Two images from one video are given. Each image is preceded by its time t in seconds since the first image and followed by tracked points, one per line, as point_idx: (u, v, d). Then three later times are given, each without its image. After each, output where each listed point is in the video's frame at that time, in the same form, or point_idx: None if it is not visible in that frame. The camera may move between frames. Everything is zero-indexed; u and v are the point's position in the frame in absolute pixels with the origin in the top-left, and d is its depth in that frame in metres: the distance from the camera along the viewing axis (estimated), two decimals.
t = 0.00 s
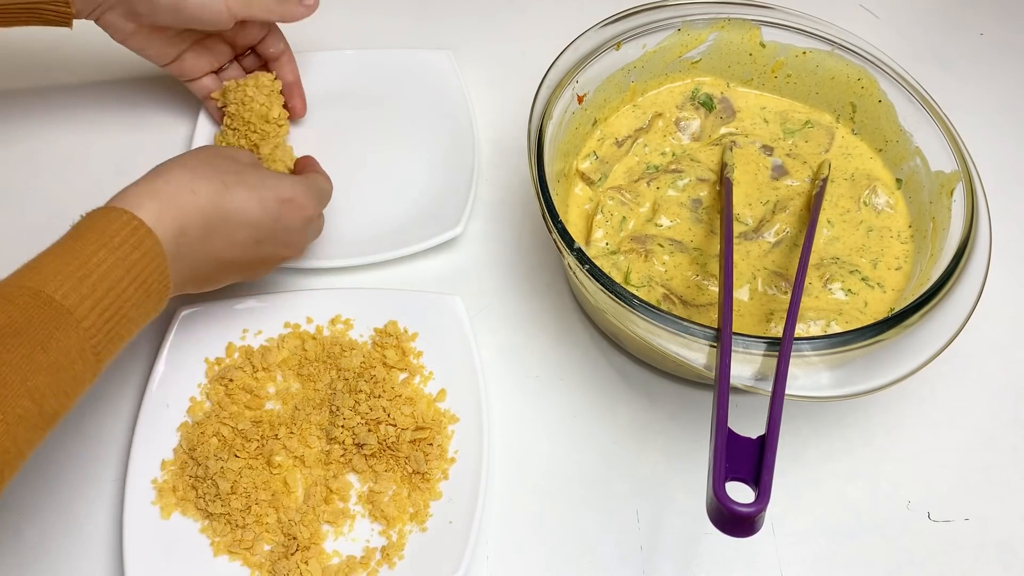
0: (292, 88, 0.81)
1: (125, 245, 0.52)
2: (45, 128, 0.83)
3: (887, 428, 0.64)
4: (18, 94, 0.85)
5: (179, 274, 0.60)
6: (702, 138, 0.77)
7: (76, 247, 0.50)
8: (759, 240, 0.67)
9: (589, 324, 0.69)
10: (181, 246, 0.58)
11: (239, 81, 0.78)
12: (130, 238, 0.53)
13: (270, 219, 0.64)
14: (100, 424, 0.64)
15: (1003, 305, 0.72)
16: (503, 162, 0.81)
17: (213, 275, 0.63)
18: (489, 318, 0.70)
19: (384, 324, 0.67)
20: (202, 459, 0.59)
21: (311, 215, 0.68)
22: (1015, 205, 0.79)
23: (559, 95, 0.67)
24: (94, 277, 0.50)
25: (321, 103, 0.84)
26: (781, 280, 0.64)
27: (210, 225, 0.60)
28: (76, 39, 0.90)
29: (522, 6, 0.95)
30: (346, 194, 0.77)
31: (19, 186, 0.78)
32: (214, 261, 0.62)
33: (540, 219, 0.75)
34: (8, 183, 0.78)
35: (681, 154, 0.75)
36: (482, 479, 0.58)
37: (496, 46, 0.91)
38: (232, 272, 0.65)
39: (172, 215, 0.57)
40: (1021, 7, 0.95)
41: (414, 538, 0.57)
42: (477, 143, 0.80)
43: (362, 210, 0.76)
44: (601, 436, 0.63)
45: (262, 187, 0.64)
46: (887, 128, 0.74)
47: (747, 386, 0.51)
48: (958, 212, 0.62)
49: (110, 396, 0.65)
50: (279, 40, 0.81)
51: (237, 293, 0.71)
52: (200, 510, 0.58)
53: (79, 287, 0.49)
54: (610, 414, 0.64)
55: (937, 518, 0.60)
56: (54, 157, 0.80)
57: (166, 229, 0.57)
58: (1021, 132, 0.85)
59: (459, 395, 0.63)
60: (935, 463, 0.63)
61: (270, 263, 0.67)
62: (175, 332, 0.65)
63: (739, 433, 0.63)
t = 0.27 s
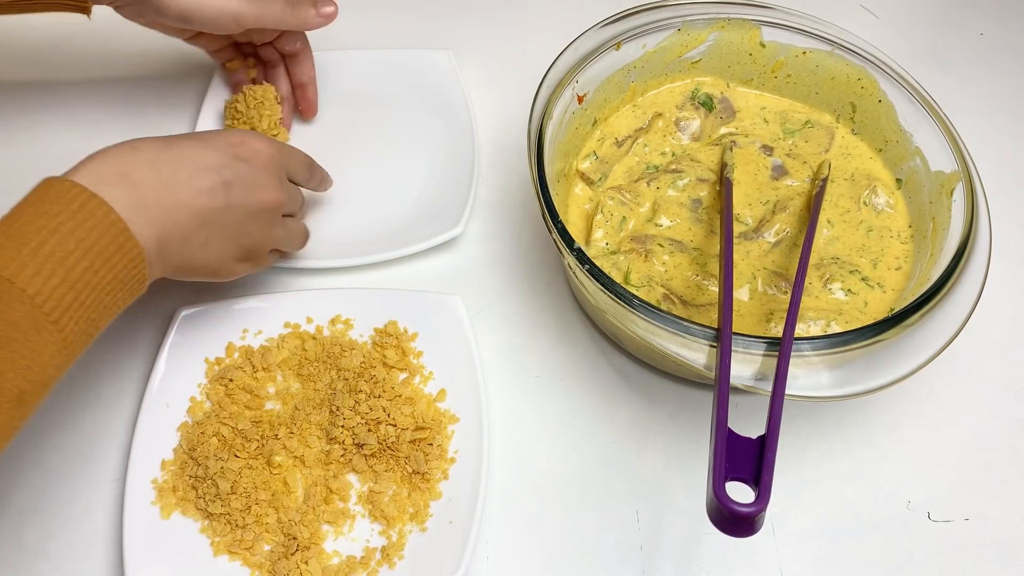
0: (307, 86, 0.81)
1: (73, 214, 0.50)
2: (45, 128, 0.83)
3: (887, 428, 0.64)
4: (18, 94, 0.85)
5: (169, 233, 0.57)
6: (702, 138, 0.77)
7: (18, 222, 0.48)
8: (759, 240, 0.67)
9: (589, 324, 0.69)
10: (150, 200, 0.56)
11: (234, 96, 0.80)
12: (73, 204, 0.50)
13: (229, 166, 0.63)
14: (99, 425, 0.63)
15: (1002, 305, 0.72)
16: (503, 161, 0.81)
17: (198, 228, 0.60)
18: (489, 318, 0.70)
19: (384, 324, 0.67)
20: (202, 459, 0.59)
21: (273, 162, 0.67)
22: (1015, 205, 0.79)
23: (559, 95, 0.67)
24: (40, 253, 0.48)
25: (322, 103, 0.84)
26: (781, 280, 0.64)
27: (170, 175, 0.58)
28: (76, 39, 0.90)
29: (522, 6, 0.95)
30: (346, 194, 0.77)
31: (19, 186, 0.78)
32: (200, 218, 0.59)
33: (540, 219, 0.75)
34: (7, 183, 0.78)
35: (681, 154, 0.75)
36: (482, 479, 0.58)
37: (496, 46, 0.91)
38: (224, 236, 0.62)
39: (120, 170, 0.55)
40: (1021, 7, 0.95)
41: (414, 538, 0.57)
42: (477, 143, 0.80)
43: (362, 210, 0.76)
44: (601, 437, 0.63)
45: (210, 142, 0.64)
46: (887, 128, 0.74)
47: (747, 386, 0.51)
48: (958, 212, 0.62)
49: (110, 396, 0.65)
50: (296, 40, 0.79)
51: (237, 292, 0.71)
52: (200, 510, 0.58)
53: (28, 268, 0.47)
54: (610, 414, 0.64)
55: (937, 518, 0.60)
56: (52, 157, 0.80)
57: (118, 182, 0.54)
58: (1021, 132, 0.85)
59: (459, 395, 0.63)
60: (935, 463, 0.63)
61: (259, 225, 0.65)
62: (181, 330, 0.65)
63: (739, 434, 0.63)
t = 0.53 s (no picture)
0: (314, 67, 0.81)
1: (86, 220, 0.56)
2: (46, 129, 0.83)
3: (887, 428, 0.64)
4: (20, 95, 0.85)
5: (178, 226, 0.62)
6: (702, 138, 0.77)
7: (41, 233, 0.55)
8: (759, 240, 0.68)
9: (589, 324, 0.69)
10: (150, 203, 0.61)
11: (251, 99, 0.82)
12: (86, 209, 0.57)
13: (218, 163, 0.67)
14: (100, 425, 0.64)
15: (1003, 305, 0.72)
16: (503, 162, 0.81)
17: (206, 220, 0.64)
18: (489, 318, 0.70)
19: (384, 324, 0.67)
20: (202, 460, 0.59)
21: (262, 150, 0.71)
22: (1015, 205, 0.79)
23: (559, 95, 0.67)
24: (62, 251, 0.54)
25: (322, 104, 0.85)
26: (781, 280, 0.64)
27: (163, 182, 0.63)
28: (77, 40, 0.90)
29: (522, 6, 0.95)
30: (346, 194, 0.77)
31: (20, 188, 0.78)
32: (202, 211, 0.64)
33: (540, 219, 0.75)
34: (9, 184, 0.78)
35: (681, 154, 0.75)
36: (482, 479, 0.58)
37: (496, 46, 0.91)
38: (234, 224, 0.66)
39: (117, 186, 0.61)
40: (1021, 7, 0.95)
41: (414, 538, 0.57)
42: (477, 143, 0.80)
43: (362, 210, 0.76)
44: (601, 437, 0.63)
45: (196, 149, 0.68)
46: (887, 128, 0.74)
47: (747, 386, 0.51)
48: (958, 212, 0.62)
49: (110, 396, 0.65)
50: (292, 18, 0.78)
51: (237, 293, 0.71)
52: (200, 510, 0.58)
53: (50, 266, 0.53)
54: (610, 414, 0.64)
55: (937, 518, 0.60)
56: (52, 158, 0.80)
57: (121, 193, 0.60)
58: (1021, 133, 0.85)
59: (459, 395, 0.63)
60: (935, 463, 0.63)
61: (265, 209, 0.68)
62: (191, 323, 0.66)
63: (739, 434, 0.63)
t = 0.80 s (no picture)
0: (299, 92, 0.80)
1: (102, 215, 0.58)
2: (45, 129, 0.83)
3: (887, 428, 0.64)
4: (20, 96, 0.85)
5: (186, 227, 0.63)
6: (702, 138, 0.77)
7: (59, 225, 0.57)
8: (758, 240, 0.68)
9: (589, 325, 0.69)
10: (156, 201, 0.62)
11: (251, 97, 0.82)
12: (97, 205, 0.58)
13: (221, 161, 0.68)
14: (99, 424, 0.63)
15: (1003, 305, 0.72)
16: (504, 161, 0.81)
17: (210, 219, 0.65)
18: (489, 318, 0.70)
19: (384, 324, 0.67)
20: (202, 459, 0.59)
21: (263, 146, 0.72)
22: (1015, 205, 0.79)
23: (559, 95, 0.67)
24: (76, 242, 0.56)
25: (322, 104, 0.84)
26: (781, 280, 0.64)
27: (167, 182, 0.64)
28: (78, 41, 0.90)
29: (522, 6, 0.95)
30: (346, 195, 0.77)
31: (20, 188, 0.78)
32: (206, 210, 0.65)
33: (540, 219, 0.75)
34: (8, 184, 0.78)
35: (681, 154, 0.75)
36: (482, 479, 0.58)
37: (496, 46, 0.91)
38: (237, 221, 0.66)
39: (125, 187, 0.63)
40: (1020, 7, 0.95)
41: (414, 538, 0.57)
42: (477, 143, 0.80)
43: (362, 210, 0.76)
44: (601, 436, 0.63)
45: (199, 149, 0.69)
46: (887, 128, 0.74)
47: (747, 386, 0.51)
48: (958, 212, 0.62)
49: (110, 395, 0.65)
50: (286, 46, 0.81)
51: (237, 293, 0.71)
52: (200, 510, 0.58)
53: (65, 256, 0.55)
54: (609, 414, 0.64)
55: (937, 518, 0.60)
56: (52, 158, 0.80)
57: (129, 193, 0.62)
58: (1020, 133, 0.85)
59: (459, 395, 0.63)
60: (935, 463, 0.63)
61: (270, 203, 0.69)
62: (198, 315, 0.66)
63: (739, 433, 0.63)
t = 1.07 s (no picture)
0: (301, 75, 0.81)
1: (87, 224, 0.58)
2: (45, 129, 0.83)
3: (887, 429, 0.64)
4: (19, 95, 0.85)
5: (172, 232, 0.63)
6: (702, 138, 0.77)
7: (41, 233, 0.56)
8: (759, 240, 0.68)
9: (589, 325, 0.69)
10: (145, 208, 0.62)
11: (251, 97, 0.82)
12: (82, 213, 0.58)
13: (207, 164, 0.68)
14: (99, 425, 0.63)
15: (1002, 305, 0.72)
16: (503, 162, 0.81)
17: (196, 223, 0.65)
18: (489, 318, 0.70)
19: (384, 324, 0.67)
20: (202, 460, 0.59)
21: (251, 147, 0.72)
22: (1015, 205, 0.79)
23: (559, 95, 0.67)
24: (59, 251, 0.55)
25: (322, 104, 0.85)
26: (781, 280, 0.64)
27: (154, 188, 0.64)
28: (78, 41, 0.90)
29: (522, 6, 0.95)
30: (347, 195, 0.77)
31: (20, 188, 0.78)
32: (194, 214, 0.65)
33: (540, 219, 0.75)
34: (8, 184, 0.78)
35: (681, 154, 0.75)
36: (482, 479, 0.58)
37: (496, 46, 0.91)
38: (225, 224, 0.66)
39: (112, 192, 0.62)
40: (1020, 6, 0.95)
41: (414, 538, 0.57)
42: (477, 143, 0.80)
43: (362, 210, 0.76)
44: (601, 436, 0.63)
45: (185, 150, 0.69)
46: (887, 128, 0.74)
47: (747, 386, 0.51)
48: (958, 212, 0.62)
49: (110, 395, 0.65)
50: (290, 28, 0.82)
51: (236, 293, 0.71)
52: (200, 510, 0.58)
53: (49, 267, 0.54)
54: (609, 413, 0.64)
55: (937, 518, 0.60)
56: (52, 158, 0.80)
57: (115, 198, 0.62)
58: (1020, 133, 0.85)
59: (459, 395, 0.63)
60: (935, 463, 0.63)
61: (257, 205, 0.69)
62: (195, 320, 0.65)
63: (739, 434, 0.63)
